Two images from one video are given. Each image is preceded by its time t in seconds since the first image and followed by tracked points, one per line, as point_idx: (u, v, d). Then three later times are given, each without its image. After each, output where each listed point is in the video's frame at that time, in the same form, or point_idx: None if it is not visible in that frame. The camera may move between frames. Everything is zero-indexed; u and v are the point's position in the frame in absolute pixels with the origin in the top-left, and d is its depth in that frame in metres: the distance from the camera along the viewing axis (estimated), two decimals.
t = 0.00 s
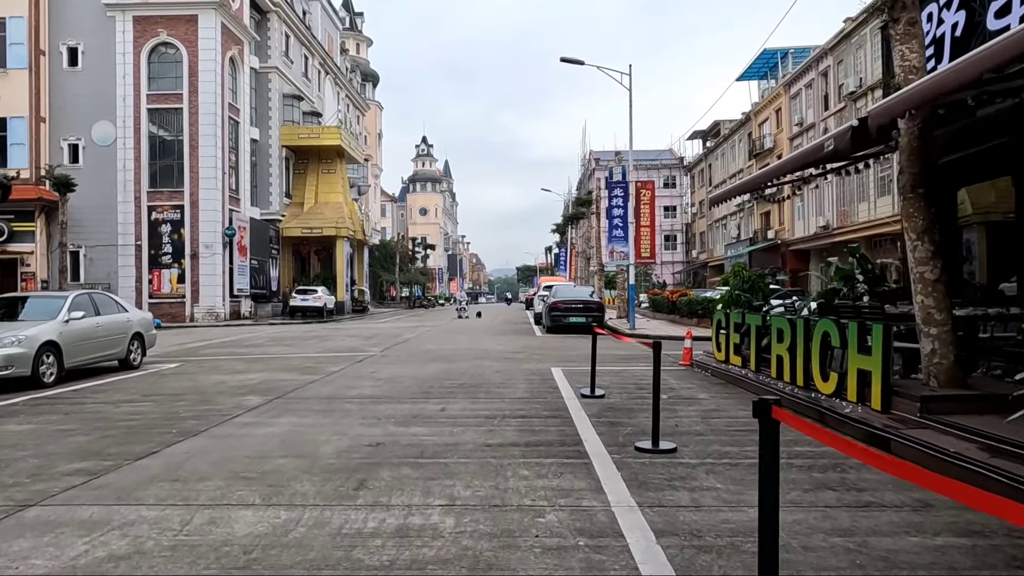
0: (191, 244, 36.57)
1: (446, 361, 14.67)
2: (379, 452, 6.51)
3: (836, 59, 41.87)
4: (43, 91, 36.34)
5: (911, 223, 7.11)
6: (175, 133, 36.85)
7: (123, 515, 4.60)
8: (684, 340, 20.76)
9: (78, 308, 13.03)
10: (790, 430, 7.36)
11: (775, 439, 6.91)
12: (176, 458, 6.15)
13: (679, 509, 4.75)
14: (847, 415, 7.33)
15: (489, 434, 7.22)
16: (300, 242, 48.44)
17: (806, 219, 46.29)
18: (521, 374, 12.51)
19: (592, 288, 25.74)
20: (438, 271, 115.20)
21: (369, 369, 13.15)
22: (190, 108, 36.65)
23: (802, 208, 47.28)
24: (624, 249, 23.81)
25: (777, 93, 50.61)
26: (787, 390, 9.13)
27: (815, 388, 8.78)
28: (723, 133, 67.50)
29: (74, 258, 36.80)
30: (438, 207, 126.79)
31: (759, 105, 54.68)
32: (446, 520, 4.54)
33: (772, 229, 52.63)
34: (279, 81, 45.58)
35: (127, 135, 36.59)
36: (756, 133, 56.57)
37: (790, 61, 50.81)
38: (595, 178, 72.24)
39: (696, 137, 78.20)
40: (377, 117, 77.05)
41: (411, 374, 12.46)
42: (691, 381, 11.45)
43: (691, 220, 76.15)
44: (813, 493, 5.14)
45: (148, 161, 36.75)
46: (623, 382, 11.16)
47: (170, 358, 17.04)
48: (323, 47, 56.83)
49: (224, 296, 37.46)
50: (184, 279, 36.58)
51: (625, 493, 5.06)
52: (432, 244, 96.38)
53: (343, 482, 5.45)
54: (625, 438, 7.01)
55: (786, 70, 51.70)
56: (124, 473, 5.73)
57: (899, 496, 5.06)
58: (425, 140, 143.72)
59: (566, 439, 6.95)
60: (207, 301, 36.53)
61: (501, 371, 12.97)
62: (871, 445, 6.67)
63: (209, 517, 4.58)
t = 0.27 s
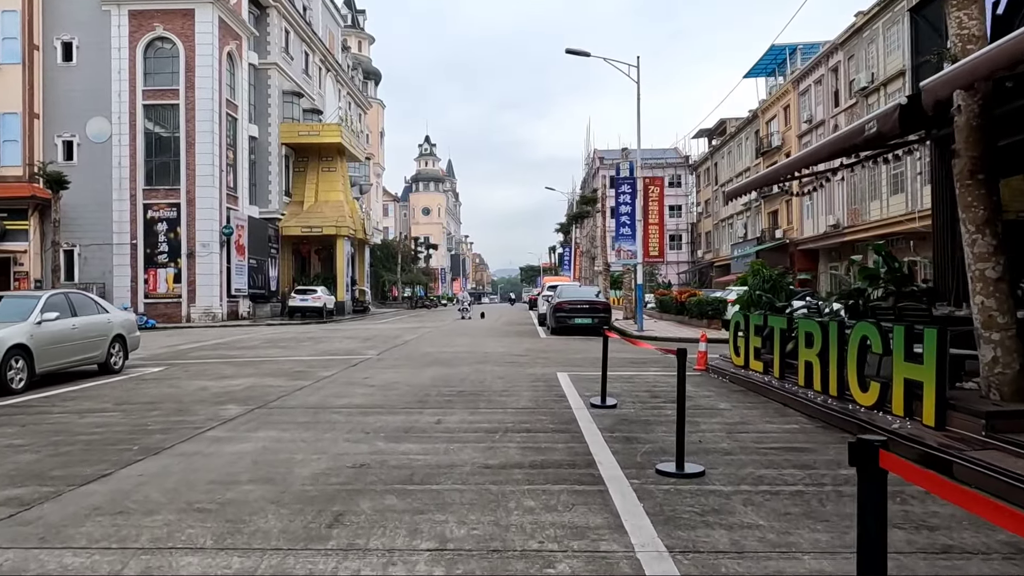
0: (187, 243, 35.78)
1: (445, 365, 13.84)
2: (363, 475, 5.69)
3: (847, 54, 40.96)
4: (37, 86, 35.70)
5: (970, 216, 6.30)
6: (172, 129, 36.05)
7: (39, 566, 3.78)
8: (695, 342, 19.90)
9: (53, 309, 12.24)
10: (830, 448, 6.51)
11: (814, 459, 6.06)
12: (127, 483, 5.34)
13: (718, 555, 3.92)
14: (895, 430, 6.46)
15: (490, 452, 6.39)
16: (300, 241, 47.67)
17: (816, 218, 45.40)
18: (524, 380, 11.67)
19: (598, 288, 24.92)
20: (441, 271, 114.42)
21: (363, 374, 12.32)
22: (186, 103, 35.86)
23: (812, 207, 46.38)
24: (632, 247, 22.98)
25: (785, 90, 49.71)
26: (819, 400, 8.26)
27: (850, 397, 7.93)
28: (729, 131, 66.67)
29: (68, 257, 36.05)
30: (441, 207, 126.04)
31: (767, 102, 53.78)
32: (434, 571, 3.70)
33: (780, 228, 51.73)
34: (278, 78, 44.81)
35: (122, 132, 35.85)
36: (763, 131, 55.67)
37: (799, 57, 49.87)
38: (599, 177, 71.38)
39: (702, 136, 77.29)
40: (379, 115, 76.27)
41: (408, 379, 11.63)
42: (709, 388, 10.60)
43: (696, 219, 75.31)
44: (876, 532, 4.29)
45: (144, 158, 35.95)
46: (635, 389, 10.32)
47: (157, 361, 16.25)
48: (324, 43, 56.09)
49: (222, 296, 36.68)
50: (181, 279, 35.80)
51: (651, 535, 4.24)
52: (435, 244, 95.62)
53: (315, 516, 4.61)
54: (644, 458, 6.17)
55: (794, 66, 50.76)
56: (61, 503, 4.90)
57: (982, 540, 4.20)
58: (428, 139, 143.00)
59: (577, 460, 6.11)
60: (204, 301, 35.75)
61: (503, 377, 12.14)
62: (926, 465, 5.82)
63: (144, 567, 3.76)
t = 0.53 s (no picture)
0: (184, 243, 35.04)
1: (443, 370, 13.04)
2: (339, 506, 4.89)
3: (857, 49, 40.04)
4: (31, 83, 34.99)
5: None
6: (169, 127, 35.32)
7: None
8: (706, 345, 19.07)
9: (24, 311, 11.46)
10: (877, 471, 5.69)
11: (863, 486, 5.25)
12: (60, 518, 4.55)
13: None
14: (953, 452, 5.63)
15: (488, 477, 5.58)
16: (301, 241, 46.90)
17: (826, 217, 44.51)
18: (528, 387, 10.87)
19: (605, 288, 24.09)
20: (444, 271, 113.58)
21: (355, 381, 11.53)
22: (183, 100, 35.12)
23: (822, 206, 45.49)
24: (639, 246, 22.13)
25: (794, 87, 48.79)
26: (856, 414, 7.38)
27: (891, 411, 7.09)
28: (736, 129, 65.74)
29: (63, 257, 35.33)
30: (445, 206, 125.21)
31: (776, 99, 52.87)
32: None
33: (789, 227, 50.86)
34: (278, 75, 44.07)
35: (118, 129, 35.12)
36: (771, 129, 54.75)
37: (808, 53, 48.97)
38: (604, 176, 70.53)
39: (708, 134, 76.38)
40: (382, 114, 75.52)
41: (403, 387, 10.83)
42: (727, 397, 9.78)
43: (703, 219, 74.40)
44: None
45: (140, 155, 35.21)
46: (649, 398, 9.50)
47: (143, 365, 15.48)
48: (326, 40, 55.34)
49: (219, 297, 35.93)
50: (178, 279, 35.06)
51: None
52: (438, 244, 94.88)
53: (273, 566, 3.80)
54: (664, 484, 5.36)
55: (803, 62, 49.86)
56: None
57: None
58: (431, 139, 142.21)
59: (588, 486, 5.30)
60: (201, 302, 34.99)
61: (506, 383, 11.34)
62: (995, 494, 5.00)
63: None
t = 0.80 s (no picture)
0: (181, 242, 34.31)
1: (442, 375, 12.29)
2: (306, 548, 4.09)
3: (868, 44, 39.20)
4: (26, 79, 34.39)
5: None
6: (165, 124, 34.58)
7: None
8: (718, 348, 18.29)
9: None
10: (939, 502, 4.87)
11: (927, 522, 4.45)
12: None
13: None
14: None
15: (486, 510, 4.79)
16: (301, 240, 46.17)
17: (836, 215, 43.62)
18: (532, 395, 10.08)
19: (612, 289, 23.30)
20: (448, 272, 112.86)
21: (347, 388, 10.77)
22: (180, 97, 34.38)
23: (832, 204, 44.63)
24: (648, 245, 21.35)
25: (803, 83, 47.94)
26: (900, 428, 6.61)
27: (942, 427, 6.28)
28: (742, 127, 64.88)
29: (58, 256, 34.67)
30: (448, 207, 124.50)
31: (784, 96, 52.03)
32: None
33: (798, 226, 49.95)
34: (278, 72, 43.37)
35: (114, 127, 34.42)
36: (779, 126, 53.91)
37: (817, 49, 48.05)
38: (609, 175, 69.69)
39: (714, 133, 75.51)
40: (384, 113, 74.78)
41: (399, 394, 10.07)
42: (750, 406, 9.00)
43: (709, 218, 73.55)
44: None
45: (136, 154, 34.51)
46: (664, 408, 8.71)
47: (128, 369, 14.76)
48: (327, 38, 54.64)
49: (217, 298, 35.20)
50: (174, 280, 34.31)
51: None
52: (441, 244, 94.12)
53: None
54: (691, 518, 4.57)
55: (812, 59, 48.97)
56: None
57: None
58: (435, 139, 141.54)
59: (601, 522, 4.51)
60: (199, 303, 34.25)
61: (508, 389, 10.56)
62: None
63: None
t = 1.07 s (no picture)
0: (179, 243, 33.60)
1: (442, 383, 11.55)
2: None
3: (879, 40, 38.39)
4: (21, 78, 33.80)
5: None
6: (162, 123, 33.92)
7: None
8: (731, 352, 17.52)
9: None
10: (1021, 542, 4.11)
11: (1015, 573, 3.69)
12: None
13: None
14: None
15: (485, 552, 4.05)
16: (301, 242, 45.46)
17: (846, 215, 42.80)
18: (538, 405, 9.33)
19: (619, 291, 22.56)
20: (451, 273, 112.09)
21: (340, 397, 10.04)
22: (177, 95, 33.71)
23: (842, 204, 43.82)
24: (657, 245, 20.51)
25: (811, 81, 47.13)
26: (954, 447, 5.83)
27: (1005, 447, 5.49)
28: (749, 127, 64.06)
29: (54, 258, 34.02)
30: (452, 208, 123.75)
31: (792, 95, 51.25)
32: None
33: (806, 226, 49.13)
34: (279, 71, 42.71)
35: (110, 126, 33.75)
36: (787, 125, 53.10)
37: (826, 46, 47.24)
38: (614, 175, 68.91)
39: (720, 133, 74.69)
40: (387, 113, 74.12)
41: (394, 404, 9.33)
42: (775, 418, 8.24)
43: (715, 219, 72.72)
44: None
45: (133, 154, 33.87)
46: (682, 422, 7.96)
47: (113, 375, 14.06)
48: (328, 37, 53.99)
49: (215, 300, 34.51)
50: (171, 281, 33.59)
51: None
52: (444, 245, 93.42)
53: None
54: (729, 563, 3.83)
55: (821, 56, 48.16)
56: None
57: None
58: (438, 140, 140.87)
59: (623, 570, 3.76)
60: (196, 305, 33.53)
61: (512, 399, 9.82)
62: None
63: None
